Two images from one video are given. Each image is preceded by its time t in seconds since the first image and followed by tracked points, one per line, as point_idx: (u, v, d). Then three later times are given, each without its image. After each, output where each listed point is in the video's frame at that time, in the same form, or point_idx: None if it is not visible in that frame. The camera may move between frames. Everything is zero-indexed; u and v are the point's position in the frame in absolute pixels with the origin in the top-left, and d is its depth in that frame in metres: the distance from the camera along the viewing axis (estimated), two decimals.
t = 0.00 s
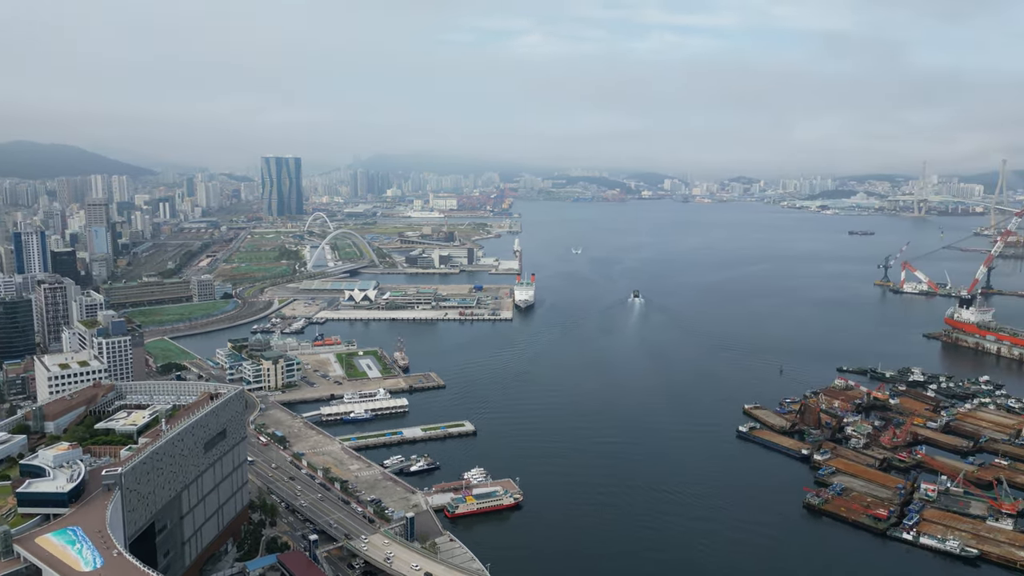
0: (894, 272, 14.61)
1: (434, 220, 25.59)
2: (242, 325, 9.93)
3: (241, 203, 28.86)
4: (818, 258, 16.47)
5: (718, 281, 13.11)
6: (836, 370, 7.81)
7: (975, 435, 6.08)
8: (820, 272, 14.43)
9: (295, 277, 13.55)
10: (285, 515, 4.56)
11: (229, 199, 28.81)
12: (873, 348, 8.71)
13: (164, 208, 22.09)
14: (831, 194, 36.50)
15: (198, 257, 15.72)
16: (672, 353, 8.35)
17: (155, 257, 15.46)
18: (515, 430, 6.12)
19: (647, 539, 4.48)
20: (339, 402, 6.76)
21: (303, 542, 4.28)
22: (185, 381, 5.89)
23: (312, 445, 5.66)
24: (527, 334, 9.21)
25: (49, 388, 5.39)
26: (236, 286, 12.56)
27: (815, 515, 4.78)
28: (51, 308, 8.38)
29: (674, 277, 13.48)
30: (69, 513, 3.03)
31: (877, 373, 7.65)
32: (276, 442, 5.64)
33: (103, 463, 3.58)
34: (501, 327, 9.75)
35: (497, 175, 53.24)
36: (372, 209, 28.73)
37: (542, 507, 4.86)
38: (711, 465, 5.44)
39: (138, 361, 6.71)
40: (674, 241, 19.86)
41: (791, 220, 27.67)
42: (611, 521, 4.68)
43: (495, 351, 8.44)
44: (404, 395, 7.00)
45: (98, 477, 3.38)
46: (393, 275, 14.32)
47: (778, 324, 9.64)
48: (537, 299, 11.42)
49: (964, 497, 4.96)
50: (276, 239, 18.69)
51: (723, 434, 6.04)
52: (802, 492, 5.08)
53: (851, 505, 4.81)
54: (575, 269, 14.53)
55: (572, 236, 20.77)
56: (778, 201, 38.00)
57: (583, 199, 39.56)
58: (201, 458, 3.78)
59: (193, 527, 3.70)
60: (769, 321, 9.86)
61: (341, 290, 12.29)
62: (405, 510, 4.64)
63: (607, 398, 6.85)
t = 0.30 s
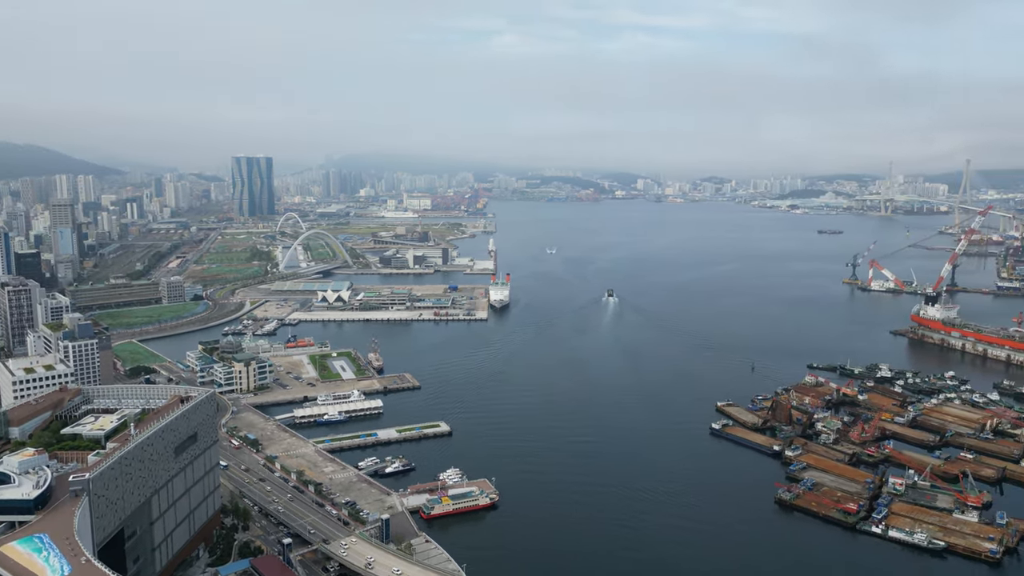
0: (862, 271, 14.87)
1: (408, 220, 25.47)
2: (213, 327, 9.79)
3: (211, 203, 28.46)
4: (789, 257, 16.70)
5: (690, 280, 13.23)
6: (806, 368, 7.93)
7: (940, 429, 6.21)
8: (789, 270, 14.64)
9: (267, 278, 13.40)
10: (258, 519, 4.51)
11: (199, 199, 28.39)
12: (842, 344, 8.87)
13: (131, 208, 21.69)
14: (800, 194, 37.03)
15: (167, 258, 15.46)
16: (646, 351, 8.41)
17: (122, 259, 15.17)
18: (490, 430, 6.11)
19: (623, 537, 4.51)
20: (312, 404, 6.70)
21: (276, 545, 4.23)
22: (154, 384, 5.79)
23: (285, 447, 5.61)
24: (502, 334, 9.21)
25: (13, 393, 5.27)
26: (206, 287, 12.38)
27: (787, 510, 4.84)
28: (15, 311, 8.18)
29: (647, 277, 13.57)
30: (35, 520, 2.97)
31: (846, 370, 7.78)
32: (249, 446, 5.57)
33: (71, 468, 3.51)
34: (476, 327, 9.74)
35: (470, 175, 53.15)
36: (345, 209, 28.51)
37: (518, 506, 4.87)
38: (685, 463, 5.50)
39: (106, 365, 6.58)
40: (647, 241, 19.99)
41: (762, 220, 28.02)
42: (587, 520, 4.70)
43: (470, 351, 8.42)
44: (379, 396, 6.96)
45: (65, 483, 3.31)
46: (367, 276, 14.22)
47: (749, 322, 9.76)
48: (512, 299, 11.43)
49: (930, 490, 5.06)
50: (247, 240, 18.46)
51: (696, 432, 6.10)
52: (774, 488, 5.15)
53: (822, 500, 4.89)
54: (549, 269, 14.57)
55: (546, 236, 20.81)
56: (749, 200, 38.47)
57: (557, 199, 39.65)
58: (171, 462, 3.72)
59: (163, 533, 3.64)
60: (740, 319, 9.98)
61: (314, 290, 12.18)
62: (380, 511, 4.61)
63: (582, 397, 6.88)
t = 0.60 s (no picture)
0: (830, 269, 15.11)
1: (381, 220, 25.34)
2: (183, 330, 9.64)
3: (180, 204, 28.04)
4: (759, 256, 16.93)
5: (663, 279, 13.34)
6: (777, 365, 8.04)
7: (907, 424, 6.34)
8: (760, 269, 14.84)
9: (238, 279, 13.23)
10: (230, 523, 4.45)
11: (167, 200, 27.95)
12: (811, 342, 9.01)
13: (98, 209, 21.27)
14: (770, 194, 37.55)
15: (135, 260, 15.19)
16: (620, 350, 8.46)
17: (88, 260, 14.87)
18: (466, 431, 6.10)
19: (598, 535, 4.53)
20: (285, 407, 6.63)
21: (249, 550, 4.17)
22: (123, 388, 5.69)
23: (257, 450, 5.54)
24: (477, 335, 9.19)
25: None
26: (176, 289, 12.18)
27: (759, 506, 4.91)
28: None
29: (621, 276, 13.65)
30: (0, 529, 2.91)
31: (816, 367, 7.90)
32: (220, 449, 5.49)
33: (36, 475, 3.43)
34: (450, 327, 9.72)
35: (443, 175, 53.03)
36: (317, 209, 28.27)
37: (495, 506, 4.87)
38: (659, 461, 5.54)
39: (72, 369, 6.44)
40: (620, 241, 20.13)
41: (732, 219, 28.35)
42: (563, 519, 4.72)
43: (444, 352, 8.40)
44: (352, 398, 6.91)
45: (31, 490, 3.24)
46: (340, 277, 14.11)
47: (720, 321, 9.88)
48: (486, 299, 11.42)
49: (898, 484, 5.16)
50: (217, 241, 18.22)
51: (670, 429, 6.15)
52: (746, 484, 5.22)
53: (793, 495, 4.96)
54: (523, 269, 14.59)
55: (520, 236, 20.84)
56: (720, 200, 38.92)
57: (531, 199, 39.73)
58: (140, 467, 3.66)
59: (133, 539, 3.58)
60: (713, 317, 10.09)
61: (286, 292, 12.05)
62: (355, 514, 4.57)
63: (557, 396, 6.89)
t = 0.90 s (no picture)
0: (800, 268, 15.33)
1: (354, 220, 25.16)
2: (152, 333, 9.46)
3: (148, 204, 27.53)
4: (731, 255, 17.12)
5: (637, 278, 13.44)
6: (749, 363, 8.14)
7: (875, 419, 6.46)
8: (732, 268, 15.01)
9: (208, 281, 13.04)
10: (201, 529, 4.38)
11: (135, 200, 27.43)
12: (782, 340, 9.14)
13: (63, 209, 20.81)
14: (741, 194, 38.01)
15: (101, 261, 14.89)
16: (595, 349, 8.50)
17: (53, 262, 14.54)
18: (441, 431, 6.09)
19: (573, 534, 4.55)
20: (257, 410, 6.55)
21: (221, 555, 4.12)
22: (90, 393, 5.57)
23: (229, 454, 5.46)
24: (451, 335, 9.17)
25: None
26: (144, 291, 11.97)
27: (731, 502, 4.97)
28: None
29: (595, 276, 13.72)
30: None
31: (786, 364, 8.02)
32: (191, 453, 5.41)
33: None
34: (425, 327, 9.69)
35: (417, 175, 52.78)
36: (288, 209, 27.96)
37: (470, 506, 4.87)
38: (634, 459, 5.58)
39: (37, 373, 6.29)
40: (594, 241, 20.23)
41: (704, 218, 28.64)
42: (538, 519, 4.72)
43: (419, 352, 8.38)
44: (326, 400, 6.86)
45: None
46: (312, 278, 13.98)
47: (693, 319, 9.97)
48: (461, 299, 11.40)
49: (866, 478, 5.26)
50: (187, 242, 17.95)
51: (644, 428, 6.20)
52: (719, 480, 5.28)
53: (764, 491, 5.03)
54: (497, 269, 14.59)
55: (494, 236, 20.83)
56: (692, 199, 39.32)
57: (505, 199, 39.75)
58: (108, 473, 3.59)
59: (101, 546, 3.51)
60: (685, 316, 10.19)
61: (257, 293, 11.91)
62: (329, 516, 4.54)
63: (531, 396, 6.91)
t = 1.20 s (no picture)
0: (770, 267, 15.55)
1: (326, 221, 24.95)
2: (119, 336, 9.28)
3: (115, 205, 27.02)
4: (703, 255, 17.29)
5: (611, 278, 13.52)
6: (721, 361, 8.23)
7: (844, 415, 6.57)
8: (704, 267, 15.16)
9: (177, 282, 12.84)
10: (171, 534, 4.31)
11: (101, 201, 26.90)
12: (753, 338, 9.26)
13: (26, 210, 20.32)
14: (712, 194, 38.42)
15: (66, 263, 14.57)
16: (569, 349, 8.52)
17: (16, 264, 14.20)
18: (415, 432, 6.06)
19: (548, 533, 4.56)
20: (229, 413, 6.46)
21: (192, 561, 4.05)
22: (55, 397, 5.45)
23: (200, 458, 5.38)
24: (425, 335, 9.13)
25: None
26: (110, 293, 11.73)
27: (704, 499, 5.02)
28: None
29: (568, 275, 13.76)
30: None
31: (757, 361, 8.12)
32: (160, 458, 5.31)
33: None
34: (398, 328, 9.64)
35: (390, 174, 52.47)
36: (259, 210, 27.62)
37: (445, 507, 4.85)
38: (608, 457, 5.61)
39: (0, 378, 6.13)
40: (568, 240, 20.30)
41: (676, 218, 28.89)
42: (514, 518, 4.73)
43: (393, 353, 8.33)
44: (299, 402, 6.79)
45: None
46: (284, 279, 13.83)
47: (667, 318, 10.05)
48: (435, 299, 11.36)
49: (835, 474, 5.35)
50: (155, 242, 17.66)
51: (618, 426, 6.23)
52: (693, 477, 5.33)
53: (737, 487, 5.09)
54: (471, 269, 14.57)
55: (468, 236, 20.79)
56: (664, 199, 39.64)
57: (479, 199, 39.72)
58: (75, 479, 3.51)
59: (67, 553, 3.43)
60: (658, 315, 10.27)
61: (228, 294, 11.75)
62: (302, 520, 4.49)
63: (506, 395, 6.91)
